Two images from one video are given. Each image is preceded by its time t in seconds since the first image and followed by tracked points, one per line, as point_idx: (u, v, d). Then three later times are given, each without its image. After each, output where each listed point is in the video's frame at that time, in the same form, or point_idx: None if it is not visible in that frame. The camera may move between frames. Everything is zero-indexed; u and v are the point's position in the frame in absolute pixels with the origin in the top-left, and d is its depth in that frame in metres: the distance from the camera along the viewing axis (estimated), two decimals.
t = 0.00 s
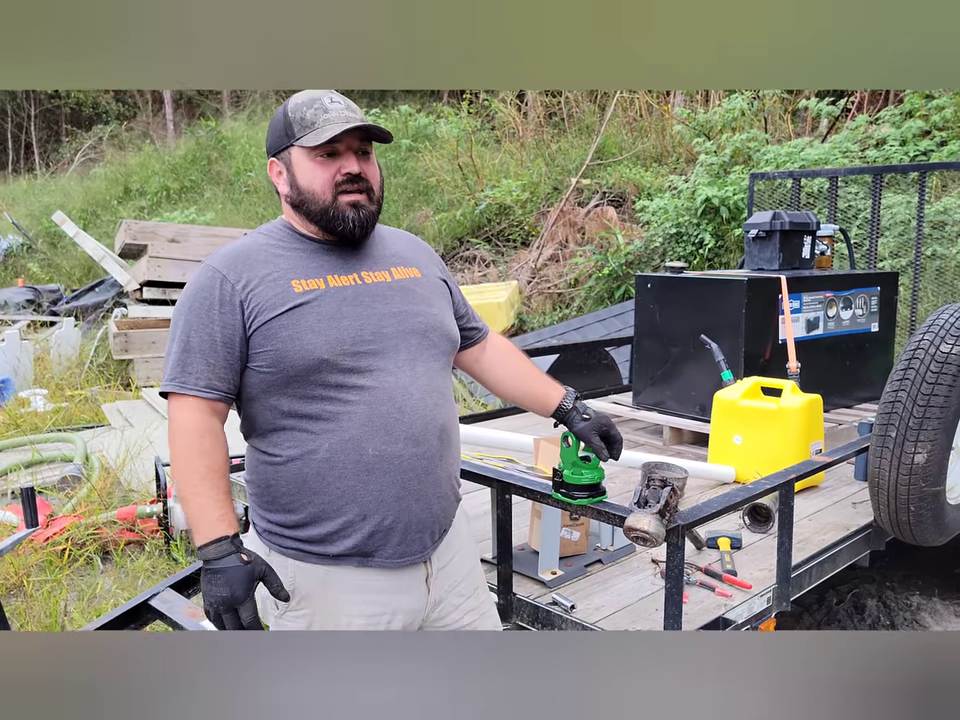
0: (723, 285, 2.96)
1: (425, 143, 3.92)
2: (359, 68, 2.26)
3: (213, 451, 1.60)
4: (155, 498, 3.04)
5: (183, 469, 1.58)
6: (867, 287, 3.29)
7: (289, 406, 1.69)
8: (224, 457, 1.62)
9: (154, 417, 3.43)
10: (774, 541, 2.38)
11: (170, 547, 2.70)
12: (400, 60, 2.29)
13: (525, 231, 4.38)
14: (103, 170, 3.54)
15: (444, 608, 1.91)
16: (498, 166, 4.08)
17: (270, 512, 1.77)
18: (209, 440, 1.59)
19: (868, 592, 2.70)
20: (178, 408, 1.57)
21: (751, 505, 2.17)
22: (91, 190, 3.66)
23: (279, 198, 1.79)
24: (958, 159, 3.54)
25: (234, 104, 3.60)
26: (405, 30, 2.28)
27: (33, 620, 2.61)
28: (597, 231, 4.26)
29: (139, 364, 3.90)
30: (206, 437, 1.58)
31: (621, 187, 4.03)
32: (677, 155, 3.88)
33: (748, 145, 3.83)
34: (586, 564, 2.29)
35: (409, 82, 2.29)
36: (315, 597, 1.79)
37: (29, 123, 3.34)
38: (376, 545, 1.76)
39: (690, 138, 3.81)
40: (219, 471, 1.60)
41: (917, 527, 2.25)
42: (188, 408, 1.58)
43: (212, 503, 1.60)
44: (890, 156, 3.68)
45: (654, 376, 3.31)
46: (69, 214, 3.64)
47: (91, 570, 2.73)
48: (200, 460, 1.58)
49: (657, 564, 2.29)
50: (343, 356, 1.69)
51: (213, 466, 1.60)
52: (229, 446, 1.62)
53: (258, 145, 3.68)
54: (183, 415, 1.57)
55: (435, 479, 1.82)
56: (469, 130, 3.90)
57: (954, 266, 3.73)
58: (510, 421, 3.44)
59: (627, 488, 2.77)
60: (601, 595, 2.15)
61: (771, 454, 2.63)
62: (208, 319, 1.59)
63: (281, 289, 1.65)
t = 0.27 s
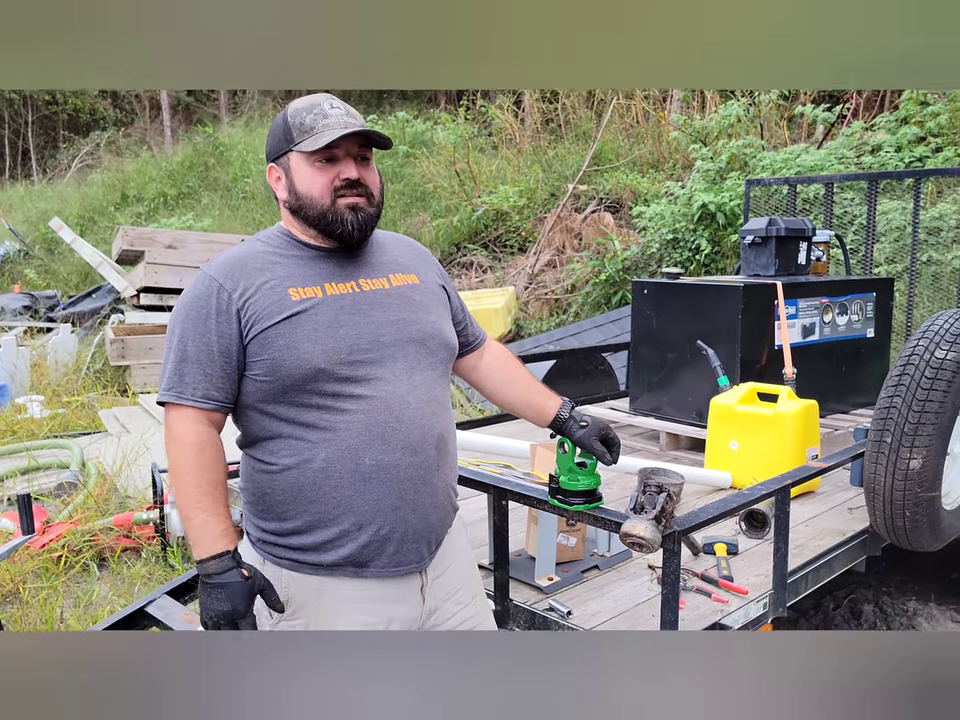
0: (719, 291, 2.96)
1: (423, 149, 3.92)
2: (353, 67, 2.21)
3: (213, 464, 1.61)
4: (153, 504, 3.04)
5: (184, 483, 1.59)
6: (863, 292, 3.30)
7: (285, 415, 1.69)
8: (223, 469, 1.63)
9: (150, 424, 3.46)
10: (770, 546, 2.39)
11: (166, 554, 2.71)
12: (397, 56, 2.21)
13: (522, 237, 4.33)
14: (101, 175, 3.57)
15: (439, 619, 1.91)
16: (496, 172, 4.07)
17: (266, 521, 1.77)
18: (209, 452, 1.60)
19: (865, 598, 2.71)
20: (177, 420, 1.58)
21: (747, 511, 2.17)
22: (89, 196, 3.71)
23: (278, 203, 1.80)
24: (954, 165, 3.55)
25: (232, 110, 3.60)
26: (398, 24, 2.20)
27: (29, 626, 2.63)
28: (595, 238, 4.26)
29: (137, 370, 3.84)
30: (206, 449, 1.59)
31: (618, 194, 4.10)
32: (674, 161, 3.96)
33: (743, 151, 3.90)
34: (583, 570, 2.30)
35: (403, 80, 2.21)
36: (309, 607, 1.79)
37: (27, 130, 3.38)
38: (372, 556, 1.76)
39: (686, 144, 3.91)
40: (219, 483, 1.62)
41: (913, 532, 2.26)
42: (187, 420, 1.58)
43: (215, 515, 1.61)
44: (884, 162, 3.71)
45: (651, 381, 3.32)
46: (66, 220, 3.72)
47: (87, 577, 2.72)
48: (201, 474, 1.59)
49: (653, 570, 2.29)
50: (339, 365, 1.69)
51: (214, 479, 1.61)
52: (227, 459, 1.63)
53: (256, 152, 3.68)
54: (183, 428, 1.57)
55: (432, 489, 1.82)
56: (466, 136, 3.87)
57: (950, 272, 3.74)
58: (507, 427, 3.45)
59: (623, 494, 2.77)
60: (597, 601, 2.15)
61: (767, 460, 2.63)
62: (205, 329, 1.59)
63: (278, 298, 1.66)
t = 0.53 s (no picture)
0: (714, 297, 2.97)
1: (422, 154, 4.30)
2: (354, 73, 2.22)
3: (190, 479, 1.61)
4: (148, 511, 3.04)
5: (161, 495, 1.59)
6: (858, 298, 3.31)
7: (280, 425, 1.69)
8: (200, 487, 1.62)
9: (146, 430, 3.46)
10: (765, 552, 2.39)
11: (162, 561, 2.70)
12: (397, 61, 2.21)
13: (518, 244, 4.72)
14: (98, 182, 3.72)
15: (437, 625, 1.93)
16: (492, 177, 4.50)
17: (262, 530, 1.77)
18: (189, 466, 1.60)
19: (861, 603, 2.72)
20: (162, 430, 1.58)
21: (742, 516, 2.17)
22: (85, 202, 3.85)
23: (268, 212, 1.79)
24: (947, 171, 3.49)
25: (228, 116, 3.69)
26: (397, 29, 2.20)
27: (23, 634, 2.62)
28: (591, 243, 4.43)
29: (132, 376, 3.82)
30: (188, 462, 1.59)
31: (614, 199, 4.34)
32: (670, 167, 3.97)
33: (738, 158, 3.88)
34: (578, 576, 2.30)
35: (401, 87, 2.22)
36: (306, 616, 1.80)
37: (23, 136, 3.26)
38: (371, 564, 1.76)
39: (682, 150, 3.89)
40: (195, 501, 1.61)
41: (908, 538, 2.26)
42: (172, 431, 1.58)
43: (185, 532, 1.61)
44: (881, 168, 3.63)
45: (647, 387, 3.33)
46: (62, 227, 3.80)
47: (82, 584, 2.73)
48: (177, 488, 1.59)
49: (649, 576, 2.29)
50: (335, 373, 1.69)
51: (190, 495, 1.61)
52: (209, 472, 1.64)
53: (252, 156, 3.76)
54: (166, 439, 1.58)
55: (429, 496, 1.82)
56: (465, 145, 4.31)
57: (945, 277, 3.75)
58: (503, 433, 3.45)
59: (619, 500, 2.77)
60: (593, 607, 2.15)
61: (762, 465, 2.63)
62: (197, 339, 1.59)
63: (272, 306, 1.65)
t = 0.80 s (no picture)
0: (711, 300, 2.98)
1: (416, 159, 4.09)
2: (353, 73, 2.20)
3: (188, 483, 1.60)
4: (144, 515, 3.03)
5: (159, 500, 1.58)
6: (854, 302, 3.32)
7: (275, 430, 1.69)
8: (198, 491, 1.62)
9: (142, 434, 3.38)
10: (762, 555, 2.39)
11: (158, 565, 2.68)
12: (397, 61, 2.20)
13: (515, 248, 4.62)
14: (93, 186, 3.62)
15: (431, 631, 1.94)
16: (489, 182, 4.32)
17: (255, 536, 1.76)
18: (187, 470, 1.59)
19: (858, 606, 2.72)
20: (158, 435, 1.57)
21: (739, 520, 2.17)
22: (81, 207, 3.77)
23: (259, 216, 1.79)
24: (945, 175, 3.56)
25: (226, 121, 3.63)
26: (395, 29, 2.18)
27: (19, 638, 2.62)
28: (587, 248, 4.36)
29: (129, 380, 3.74)
30: (185, 466, 1.59)
31: (611, 204, 4.18)
32: (666, 171, 3.99)
33: (735, 161, 3.96)
34: (575, 579, 2.30)
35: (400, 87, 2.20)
36: (300, 622, 1.80)
37: (20, 141, 3.36)
38: (365, 569, 1.76)
39: (678, 154, 3.92)
40: (193, 505, 1.61)
41: (904, 541, 2.26)
42: (168, 436, 1.57)
43: (186, 535, 1.61)
44: (876, 172, 3.70)
45: (644, 391, 3.33)
46: (58, 231, 3.78)
47: (78, 588, 2.73)
48: (175, 492, 1.59)
49: (646, 579, 2.29)
50: (331, 378, 1.69)
51: (188, 499, 1.60)
52: (206, 475, 1.63)
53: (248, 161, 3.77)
54: (162, 444, 1.57)
55: (424, 500, 1.83)
56: (460, 146, 4.04)
57: (941, 281, 3.75)
58: (500, 437, 3.45)
59: (615, 503, 2.77)
60: (590, 611, 2.15)
61: (759, 469, 2.64)
62: (192, 343, 1.58)
63: (268, 311, 1.65)
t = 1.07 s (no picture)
0: (708, 304, 2.98)
1: (415, 163, 4.17)
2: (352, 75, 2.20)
3: (194, 486, 1.59)
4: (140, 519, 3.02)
5: (167, 505, 1.57)
6: (850, 305, 3.32)
7: (273, 433, 1.68)
8: (204, 492, 1.61)
9: (138, 438, 3.44)
10: (758, 558, 2.39)
11: (153, 569, 2.67)
12: (394, 64, 2.19)
13: (511, 251, 4.69)
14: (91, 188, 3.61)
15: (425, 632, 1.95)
16: (485, 185, 4.34)
17: (250, 539, 1.76)
18: (193, 472, 1.59)
19: (853, 609, 2.71)
20: (160, 440, 1.56)
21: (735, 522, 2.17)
22: (78, 209, 3.78)
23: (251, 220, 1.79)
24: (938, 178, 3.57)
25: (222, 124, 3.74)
26: (394, 29, 2.18)
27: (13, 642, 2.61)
28: (584, 251, 4.44)
29: (125, 383, 3.81)
30: (189, 469, 1.58)
31: (607, 207, 4.25)
32: (662, 175, 3.97)
33: (732, 165, 3.89)
34: (572, 582, 2.30)
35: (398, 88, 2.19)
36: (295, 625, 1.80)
37: (16, 143, 3.28)
38: (362, 572, 1.76)
39: (675, 158, 3.87)
40: (202, 506, 1.60)
41: (900, 544, 2.26)
42: (170, 440, 1.57)
43: (197, 537, 1.60)
44: (871, 176, 3.70)
45: (640, 394, 3.33)
46: (55, 234, 3.73)
47: (73, 592, 2.74)
48: (182, 495, 1.58)
49: (642, 582, 2.29)
50: (329, 382, 1.69)
51: (196, 500, 1.60)
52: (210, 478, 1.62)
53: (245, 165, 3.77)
54: (166, 448, 1.56)
55: (420, 503, 1.83)
56: (458, 151, 4.14)
57: (936, 284, 3.76)
58: (496, 440, 3.45)
59: (612, 506, 2.77)
60: (586, 614, 2.15)
61: (754, 472, 2.64)
62: (190, 346, 1.57)
63: (266, 314, 1.65)
